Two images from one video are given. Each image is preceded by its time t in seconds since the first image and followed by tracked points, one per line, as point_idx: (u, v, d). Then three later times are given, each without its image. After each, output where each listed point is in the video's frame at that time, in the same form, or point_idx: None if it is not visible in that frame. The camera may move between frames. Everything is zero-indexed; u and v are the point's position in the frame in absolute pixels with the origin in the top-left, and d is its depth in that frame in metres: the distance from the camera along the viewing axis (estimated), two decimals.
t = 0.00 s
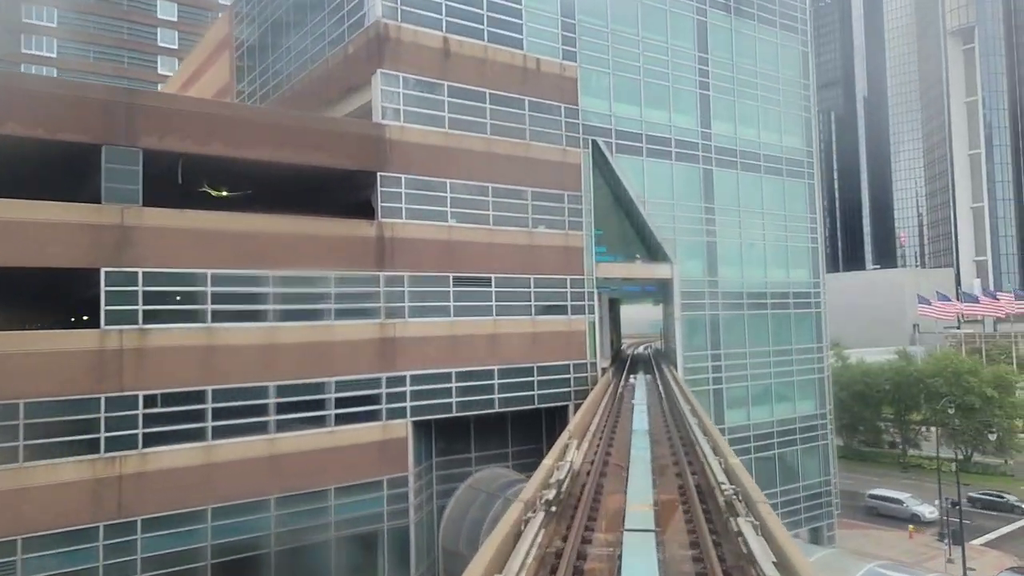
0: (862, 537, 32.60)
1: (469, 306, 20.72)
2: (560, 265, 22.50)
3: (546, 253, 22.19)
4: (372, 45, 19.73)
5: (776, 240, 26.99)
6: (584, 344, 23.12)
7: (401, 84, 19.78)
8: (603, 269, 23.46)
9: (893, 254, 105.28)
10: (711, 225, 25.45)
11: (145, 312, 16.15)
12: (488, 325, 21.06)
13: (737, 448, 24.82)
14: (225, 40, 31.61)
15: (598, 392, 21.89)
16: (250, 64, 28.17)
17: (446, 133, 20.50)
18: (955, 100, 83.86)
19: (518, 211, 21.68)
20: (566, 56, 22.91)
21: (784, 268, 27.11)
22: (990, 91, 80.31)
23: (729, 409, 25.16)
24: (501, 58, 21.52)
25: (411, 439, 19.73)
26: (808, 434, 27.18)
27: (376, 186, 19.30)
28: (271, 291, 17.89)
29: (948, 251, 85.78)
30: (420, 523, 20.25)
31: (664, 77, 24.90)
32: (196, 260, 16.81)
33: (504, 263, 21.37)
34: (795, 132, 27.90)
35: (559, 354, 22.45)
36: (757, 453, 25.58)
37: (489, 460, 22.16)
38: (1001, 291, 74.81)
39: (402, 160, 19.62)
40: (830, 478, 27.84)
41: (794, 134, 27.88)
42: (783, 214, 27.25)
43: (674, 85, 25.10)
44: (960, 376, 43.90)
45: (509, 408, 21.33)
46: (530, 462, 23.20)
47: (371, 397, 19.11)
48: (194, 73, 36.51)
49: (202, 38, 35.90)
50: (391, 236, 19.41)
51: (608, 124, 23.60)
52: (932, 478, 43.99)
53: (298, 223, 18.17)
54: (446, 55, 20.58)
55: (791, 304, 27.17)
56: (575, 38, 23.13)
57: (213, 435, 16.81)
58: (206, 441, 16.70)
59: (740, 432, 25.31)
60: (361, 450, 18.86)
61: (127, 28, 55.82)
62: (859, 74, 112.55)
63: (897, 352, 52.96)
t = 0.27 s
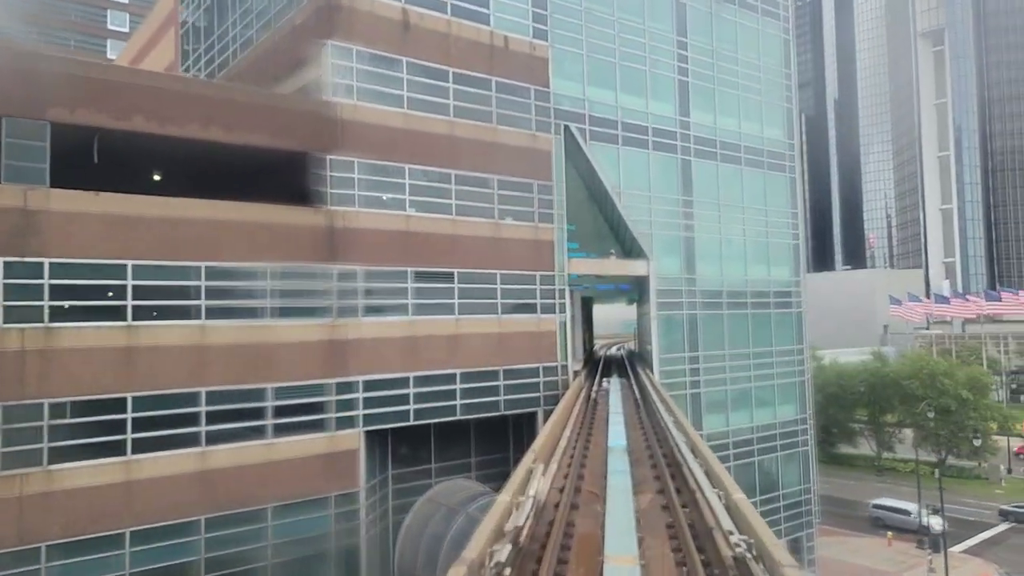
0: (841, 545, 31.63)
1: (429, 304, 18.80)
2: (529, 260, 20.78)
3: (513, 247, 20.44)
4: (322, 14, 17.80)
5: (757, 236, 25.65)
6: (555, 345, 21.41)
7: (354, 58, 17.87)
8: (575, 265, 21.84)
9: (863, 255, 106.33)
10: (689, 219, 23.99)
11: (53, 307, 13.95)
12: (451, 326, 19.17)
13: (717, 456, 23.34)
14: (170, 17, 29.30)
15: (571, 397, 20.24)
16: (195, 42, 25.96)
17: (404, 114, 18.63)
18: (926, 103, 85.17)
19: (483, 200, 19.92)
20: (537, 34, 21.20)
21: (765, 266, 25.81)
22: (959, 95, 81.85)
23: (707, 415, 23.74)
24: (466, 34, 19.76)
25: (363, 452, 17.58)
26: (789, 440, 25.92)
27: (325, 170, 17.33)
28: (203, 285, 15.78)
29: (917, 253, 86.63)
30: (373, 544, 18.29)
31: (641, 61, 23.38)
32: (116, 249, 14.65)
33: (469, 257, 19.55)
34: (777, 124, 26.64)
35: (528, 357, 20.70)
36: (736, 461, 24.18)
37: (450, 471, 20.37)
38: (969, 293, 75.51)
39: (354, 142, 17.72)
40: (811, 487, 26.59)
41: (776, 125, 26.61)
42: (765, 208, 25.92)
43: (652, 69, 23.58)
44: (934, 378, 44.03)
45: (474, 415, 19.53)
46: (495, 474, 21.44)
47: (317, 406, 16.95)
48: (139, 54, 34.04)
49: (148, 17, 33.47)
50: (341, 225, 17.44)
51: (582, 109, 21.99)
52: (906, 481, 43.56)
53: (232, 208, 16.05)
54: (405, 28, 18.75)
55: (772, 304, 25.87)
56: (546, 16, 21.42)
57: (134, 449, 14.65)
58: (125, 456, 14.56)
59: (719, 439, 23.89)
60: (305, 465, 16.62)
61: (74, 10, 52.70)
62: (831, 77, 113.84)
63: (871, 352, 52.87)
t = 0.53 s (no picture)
0: (821, 556, 30.57)
1: (386, 300, 16.96)
2: (497, 254, 19.06)
3: (480, 239, 18.69)
4: None
5: (740, 232, 24.31)
6: (526, 346, 19.73)
7: (303, 26, 16.03)
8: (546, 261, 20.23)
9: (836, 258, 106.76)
10: (670, 212, 22.56)
11: None
12: (410, 324, 17.33)
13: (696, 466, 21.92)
14: None
15: (543, 400, 18.66)
16: (138, 13, 23.79)
17: (360, 90, 16.84)
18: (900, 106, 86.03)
19: (448, 188, 18.13)
20: (509, 10, 19.56)
21: (747, 265, 24.51)
22: (932, 99, 82.89)
23: (686, 422, 22.31)
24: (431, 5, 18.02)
25: (308, 465, 15.62)
26: (771, 449, 24.64)
27: (268, 151, 15.46)
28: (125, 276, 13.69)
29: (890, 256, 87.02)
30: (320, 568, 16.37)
31: (621, 44, 21.87)
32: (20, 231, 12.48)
33: (431, 250, 17.76)
34: (762, 115, 25.37)
35: (497, 359, 19.00)
36: (716, 471, 22.78)
37: (406, 484, 18.56)
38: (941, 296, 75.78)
39: (302, 120, 15.89)
40: (792, 498, 25.28)
41: (761, 117, 25.34)
42: (748, 203, 24.63)
43: (632, 53, 22.10)
44: (913, 381, 43.62)
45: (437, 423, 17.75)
46: (459, 487, 19.73)
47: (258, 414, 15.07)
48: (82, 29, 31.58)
49: None
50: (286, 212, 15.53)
51: (558, 92, 20.39)
52: (883, 487, 42.91)
53: (158, 189, 13.97)
54: None
55: (755, 304, 24.58)
56: None
57: (38, 466, 12.53)
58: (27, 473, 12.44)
59: (699, 447, 22.48)
60: (241, 479, 14.75)
61: None
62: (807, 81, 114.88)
63: (848, 355, 52.40)
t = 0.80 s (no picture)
0: (805, 565, 29.51)
1: (342, 295, 15.20)
2: (468, 246, 17.42)
3: (449, 229, 17.01)
4: None
5: (726, 228, 23.01)
6: (497, 347, 18.12)
7: None
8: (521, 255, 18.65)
9: (812, 260, 106.99)
10: (654, 206, 21.14)
11: None
12: (368, 322, 15.58)
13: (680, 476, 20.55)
14: None
15: (517, 407, 17.09)
16: None
17: (315, 61, 14.99)
18: (878, 108, 86.43)
19: (414, 173, 16.41)
20: None
21: (734, 262, 23.22)
22: (909, 102, 83.37)
23: (669, 429, 20.93)
24: None
25: (249, 480, 13.77)
26: (757, 456, 23.39)
27: (209, 127, 13.59)
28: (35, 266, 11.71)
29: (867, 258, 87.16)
30: None
31: (603, 23, 20.37)
32: None
33: (395, 240, 16.03)
34: (750, 104, 24.10)
35: (465, 361, 17.33)
36: (700, 481, 21.45)
37: (365, 498, 16.83)
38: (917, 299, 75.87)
39: (246, 91, 14.01)
40: (779, 508, 24.03)
41: (749, 107, 24.07)
42: (735, 197, 23.35)
43: (615, 33, 20.62)
44: (894, 385, 43.04)
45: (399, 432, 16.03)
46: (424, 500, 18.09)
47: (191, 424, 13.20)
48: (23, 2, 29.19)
49: None
50: (229, 195, 13.71)
51: (535, 73, 18.83)
52: (865, 492, 42.22)
53: (72, 164, 11.99)
54: None
55: (741, 303, 23.29)
56: None
57: None
58: None
59: (682, 456, 21.11)
60: (170, 499, 12.84)
61: None
62: (785, 83, 115.25)
63: (829, 358, 51.74)
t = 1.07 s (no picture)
0: None
1: (298, 291, 13.58)
2: (443, 238, 15.83)
3: (422, 219, 15.40)
4: None
5: (718, 224, 21.70)
6: (474, 349, 16.52)
7: None
8: (500, 250, 17.14)
9: (794, 262, 106.86)
10: (644, 199, 19.76)
11: None
12: (328, 321, 13.95)
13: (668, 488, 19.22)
14: None
15: (494, 413, 15.59)
16: None
17: (270, 27, 13.30)
18: (861, 110, 86.18)
19: (383, 156, 14.80)
20: None
21: (726, 260, 21.93)
22: (893, 104, 83.49)
23: (657, 438, 19.57)
24: None
25: (188, 499, 12.03)
26: (749, 466, 22.13)
27: (144, 98, 11.84)
28: None
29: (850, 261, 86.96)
30: None
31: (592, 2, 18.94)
32: None
33: (360, 230, 14.40)
34: (743, 94, 22.79)
35: (439, 364, 15.72)
36: (690, 493, 20.12)
37: (325, 517, 15.21)
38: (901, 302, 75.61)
39: (190, 59, 12.26)
40: (770, 520, 22.81)
41: (742, 96, 22.79)
42: (728, 192, 22.06)
43: (602, 12, 19.18)
44: (881, 389, 42.20)
45: (365, 443, 14.35)
46: (395, 517, 16.50)
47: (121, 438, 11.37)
48: None
49: None
50: (167, 176, 11.92)
51: (518, 51, 17.38)
52: (851, 498, 41.33)
53: None
54: None
55: (733, 303, 22.00)
56: None
57: None
58: None
59: (671, 467, 19.78)
60: (93, 529, 10.97)
61: None
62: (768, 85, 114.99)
63: (815, 361, 50.92)
